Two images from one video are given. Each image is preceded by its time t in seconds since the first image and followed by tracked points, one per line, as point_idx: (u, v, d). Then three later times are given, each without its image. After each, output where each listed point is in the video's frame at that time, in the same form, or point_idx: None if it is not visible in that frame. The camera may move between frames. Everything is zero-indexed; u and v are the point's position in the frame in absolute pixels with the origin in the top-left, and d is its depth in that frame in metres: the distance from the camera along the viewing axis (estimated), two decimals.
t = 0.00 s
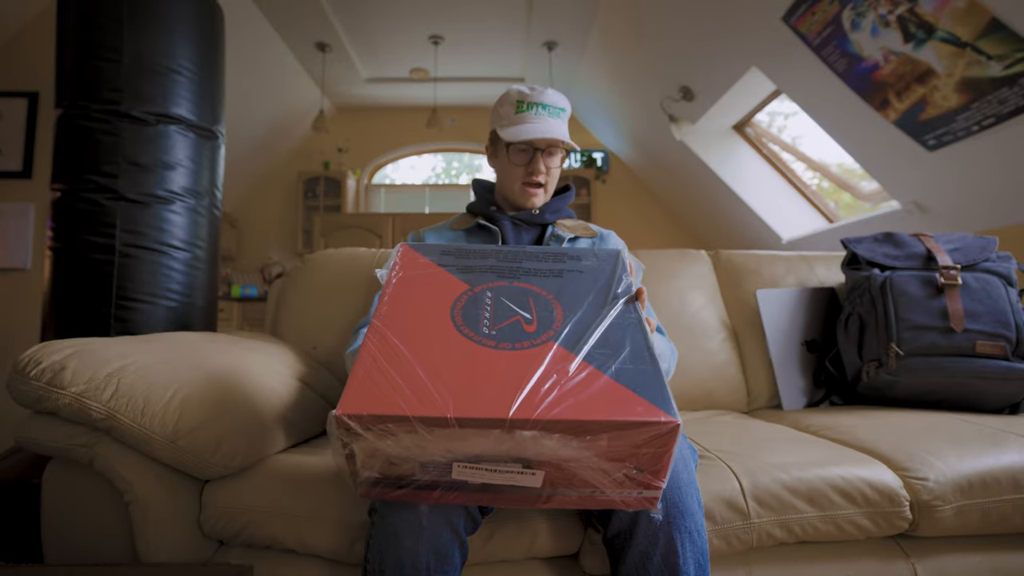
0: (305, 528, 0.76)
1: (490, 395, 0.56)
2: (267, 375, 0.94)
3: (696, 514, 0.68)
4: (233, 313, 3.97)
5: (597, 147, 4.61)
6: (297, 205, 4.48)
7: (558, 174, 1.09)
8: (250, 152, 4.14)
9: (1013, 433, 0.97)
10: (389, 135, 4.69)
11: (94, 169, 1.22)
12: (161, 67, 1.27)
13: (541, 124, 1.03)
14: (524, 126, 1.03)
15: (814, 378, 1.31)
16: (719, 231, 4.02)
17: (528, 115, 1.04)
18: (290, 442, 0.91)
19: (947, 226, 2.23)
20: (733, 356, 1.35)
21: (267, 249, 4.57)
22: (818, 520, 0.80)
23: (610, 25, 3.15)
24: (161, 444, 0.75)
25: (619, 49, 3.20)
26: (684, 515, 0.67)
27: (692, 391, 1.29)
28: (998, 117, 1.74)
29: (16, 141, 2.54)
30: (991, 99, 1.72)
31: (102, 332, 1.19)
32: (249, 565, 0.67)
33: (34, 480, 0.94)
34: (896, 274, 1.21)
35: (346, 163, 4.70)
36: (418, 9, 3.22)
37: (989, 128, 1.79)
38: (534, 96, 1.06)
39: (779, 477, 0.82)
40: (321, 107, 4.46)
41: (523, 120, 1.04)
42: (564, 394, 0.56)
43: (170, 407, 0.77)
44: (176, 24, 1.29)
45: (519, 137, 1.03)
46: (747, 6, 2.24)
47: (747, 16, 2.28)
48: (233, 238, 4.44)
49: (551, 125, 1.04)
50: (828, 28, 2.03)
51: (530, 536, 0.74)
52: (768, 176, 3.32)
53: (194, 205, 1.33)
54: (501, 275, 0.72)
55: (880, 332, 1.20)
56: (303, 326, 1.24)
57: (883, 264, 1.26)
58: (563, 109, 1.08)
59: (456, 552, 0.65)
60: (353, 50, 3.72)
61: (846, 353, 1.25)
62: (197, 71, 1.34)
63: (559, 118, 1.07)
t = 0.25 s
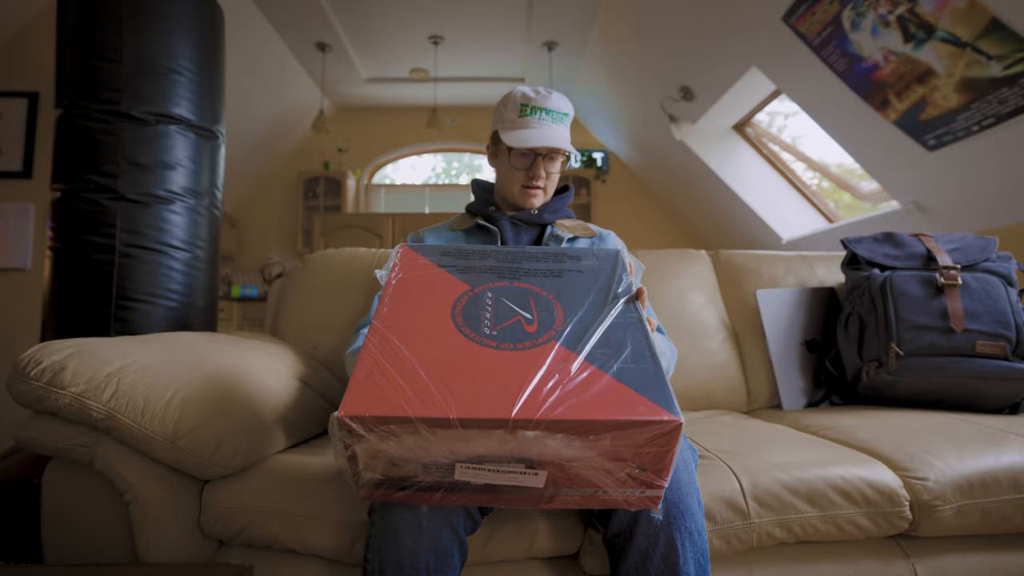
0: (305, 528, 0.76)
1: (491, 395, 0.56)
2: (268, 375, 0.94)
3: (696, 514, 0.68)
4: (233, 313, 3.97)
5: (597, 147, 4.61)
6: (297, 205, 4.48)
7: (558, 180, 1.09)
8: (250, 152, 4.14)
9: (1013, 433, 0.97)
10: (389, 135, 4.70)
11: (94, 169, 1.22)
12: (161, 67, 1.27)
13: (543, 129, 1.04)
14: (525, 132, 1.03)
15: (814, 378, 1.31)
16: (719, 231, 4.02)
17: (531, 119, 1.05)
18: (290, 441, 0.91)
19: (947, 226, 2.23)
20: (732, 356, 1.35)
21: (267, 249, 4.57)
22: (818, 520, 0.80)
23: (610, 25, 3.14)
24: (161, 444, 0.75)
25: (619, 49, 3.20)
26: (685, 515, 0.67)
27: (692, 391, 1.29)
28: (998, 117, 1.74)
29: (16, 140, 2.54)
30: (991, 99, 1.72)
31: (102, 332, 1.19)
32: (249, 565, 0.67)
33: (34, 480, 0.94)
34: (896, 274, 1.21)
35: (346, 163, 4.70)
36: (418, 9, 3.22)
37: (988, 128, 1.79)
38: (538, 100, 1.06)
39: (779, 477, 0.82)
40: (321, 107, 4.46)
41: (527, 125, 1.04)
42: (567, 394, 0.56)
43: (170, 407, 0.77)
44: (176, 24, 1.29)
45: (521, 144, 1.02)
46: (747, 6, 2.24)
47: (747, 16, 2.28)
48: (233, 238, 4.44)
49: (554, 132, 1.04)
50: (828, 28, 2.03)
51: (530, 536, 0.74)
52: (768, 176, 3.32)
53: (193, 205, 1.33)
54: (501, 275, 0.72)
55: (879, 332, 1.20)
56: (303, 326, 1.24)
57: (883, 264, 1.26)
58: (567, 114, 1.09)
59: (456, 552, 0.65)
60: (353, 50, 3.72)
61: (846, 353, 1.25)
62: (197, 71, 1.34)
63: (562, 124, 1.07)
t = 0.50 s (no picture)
0: (305, 528, 0.76)
1: (492, 395, 0.56)
2: (268, 375, 0.94)
3: (696, 514, 0.68)
4: (233, 313, 3.97)
5: (597, 147, 4.61)
6: (297, 205, 4.48)
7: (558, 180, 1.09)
8: (250, 152, 4.14)
9: (1013, 433, 0.97)
10: (389, 135, 4.70)
11: (94, 169, 1.22)
12: (161, 67, 1.27)
13: (544, 128, 1.04)
14: (524, 131, 1.03)
15: (814, 378, 1.31)
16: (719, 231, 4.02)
17: (531, 119, 1.05)
18: (291, 441, 0.91)
19: (947, 226, 2.23)
20: (733, 356, 1.35)
21: (267, 249, 4.57)
22: (818, 520, 0.80)
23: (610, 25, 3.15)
24: (161, 444, 0.75)
25: (619, 49, 3.20)
26: (684, 515, 0.67)
27: (692, 391, 1.29)
28: (998, 117, 1.74)
29: (16, 140, 2.54)
30: (991, 99, 1.72)
31: (102, 332, 1.20)
32: (249, 565, 0.67)
33: (34, 480, 0.94)
34: (896, 274, 1.21)
35: (346, 163, 4.70)
36: (418, 9, 3.22)
37: (988, 128, 1.79)
38: (539, 100, 1.06)
39: (779, 477, 0.82)
40: (321, 107, 4.46)
41: (527, 125, 1.04)
42: (567, 394, 0.56)
43: (170, 407, 0.77)
44: (176, 23, 1.29)
45: (522, 143, 1.02)
46: (748, 6, 2.24)
47: (748, 16, 2.28)
48: (233, 238, 4.44)
49: (554, 132, 1.04)
50: (828, 28, 2.03)
51: (530, 536, 0.74)
52: (768, 176, 3.33)
53: (193, 205, 1.33)
54: (501, 275, 0.72)
55: (879, 332, 1.20)
56: (303, 326, 1.24)
57: (883, 264, 1.26)
58: (568, 114, 1.09)
59: (457, 552, 0.65)
60: (353, 50, 3.72)
61: (846, 353, 1.25)
62: (197, 71, 1.34)
63: (563, 124, 1.07)
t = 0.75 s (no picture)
0: (305, 527, 0.76)
1: (494, 395, 0.56)
2: (268, 376, 0.94)
3: (696, 514, 0.68)
4: (233, 313, 3.97)
5: (597, 147, 4.61)
6: (297, 205, 4.48)
7: (558, 179, 1.09)
8: (250, 152, 4.14)
9: (1013, 433, 0.97)
10: (389, 135, 4.70)
11: (94, 169, 1.22)
12: (161, 67, 1.27)
13: (543, 128, 1.04)
14: (524, 131, 1.03)
15: (814, 378, 1.31)
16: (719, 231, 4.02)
17: (530, 119, 1.04)
18: (293, 440, 0.91)
19: (947, 226, 2.23)
20: (733, 356, 1.35)
21: (267, 249, 4.57)
22: (818, 520, 0.80)
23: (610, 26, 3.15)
24: (161, 444, 0.75)
25: (619, 49, 3.20)
26: (684, 515, 0.67)
27: (692, 392, 1.29)
28: (998, 117, 1.74)
29: (16, 140, 2.54)
30: (992, 99, 1.72)
31: (102, 332, 1.20)
32: (249, 566, 0.67)
33: (34, 480, 0.94)
34: (895, 274, 1.21)
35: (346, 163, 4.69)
36: (418, 9, 3.22)
37: (988, 128, 1.79)
38: (539, 100, 1.06)
39: (778, 477, 0.82)
40: (321, 107, 4.46)
41: (526, 124, 1.04)
42: (568, 393, 0.56)
43: (170, 408, 0.77)
44: (176, 23, 1.29)
45: (521, 143, 1.02)
46: (748, 6, 2.24)
47: (748, 16, 2.28)
48: (233, 238, 4.44)
49: (553, 132, 1.04)
50: (828, 28, 2.03)
51: (532, 536, 0.74)
52: (768, 176, 3.32)
53: (193, 205, 1.33)
54: (502, 275, 0.72)
55: (879, 332, 1.20)
56: (303, 326, 1.24)
57: (883, 264, 1.26)
58: (567, 114, 1.09)
59: (457, 551, 0.65)
60: (353, 50, 3.72)
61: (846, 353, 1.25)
62: (197, 71, 1.34)
63: (562, 123, 1.07)
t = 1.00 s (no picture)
0: (304, 528, 0.76)
1: (495, 395, 0.56)
2: (268, 376, 0.94)
3: (696, 514, 0.68)
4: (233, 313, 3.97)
5: (597, 147, 4.61)
6: (297, 205, 4.47)
7: (558, 178, 1.09)
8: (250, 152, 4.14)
9: (1013, 433, 0.97)
10: (389, 135, 4.70)
11: (94, 169, 1.22)
12: (161, 67, 1.27)
13: (542, 128, 1.04)
14: (525, 130, 1.03)
15: (814, 378, 1.31)
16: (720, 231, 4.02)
17: (530, 119, 1.04)
18: (293, 440, 0.91)
19: (948, 226, 2.23)
20: (733, 356, 1.35)
21: (267, 249, 4.56)
22: (818, 520, 0.80)
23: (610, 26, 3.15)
24: (162, 445, 0.75)
25: (619, 49, 3.20)
26: (684, 515, 0.67)
27: (692, 392, 1.29)
28: (998, 117, 1.75)
29: (16, 141, 2.54)
30: (992, 99, 1.73)
31: (102, 332, 1.20)
32: (249, 566, 0.66)
33: (34, 481, 0.94)
34: (895, 274, 1.21)
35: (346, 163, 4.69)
36: (418, 10, 3.22)
37: (988, 128, 1.80)
38: (538, 100, 1.06)
39: (778, 477, 0.82)
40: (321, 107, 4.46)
41: (525, 124, 1.04)
42: (568, 393, 0.56)
43: (170, 408, 0.77)
44: (176, 23, 1.29)
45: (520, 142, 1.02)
46: (748, 7, 2.24)
47: (748, 16, 2.28)
48: (233, 238, 4.44)
49: (553, 131, 1.04)
50: (828, 28, 2.03)
51: (531, 536, 0.74)
52: (768, 176, 3.33)
53: (193, 205, 1.33)
54: (502, 275, 0.72)
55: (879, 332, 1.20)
56: (303, 326, 1.24)
57: (883, 264, 1.26)
58: (566, 113, 1.09)
59: (458, 551, 0.65)
60: (353, 51, 3.72)
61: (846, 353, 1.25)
62: (197, 72, 1.34)
63: (562, 123, 1.07)
